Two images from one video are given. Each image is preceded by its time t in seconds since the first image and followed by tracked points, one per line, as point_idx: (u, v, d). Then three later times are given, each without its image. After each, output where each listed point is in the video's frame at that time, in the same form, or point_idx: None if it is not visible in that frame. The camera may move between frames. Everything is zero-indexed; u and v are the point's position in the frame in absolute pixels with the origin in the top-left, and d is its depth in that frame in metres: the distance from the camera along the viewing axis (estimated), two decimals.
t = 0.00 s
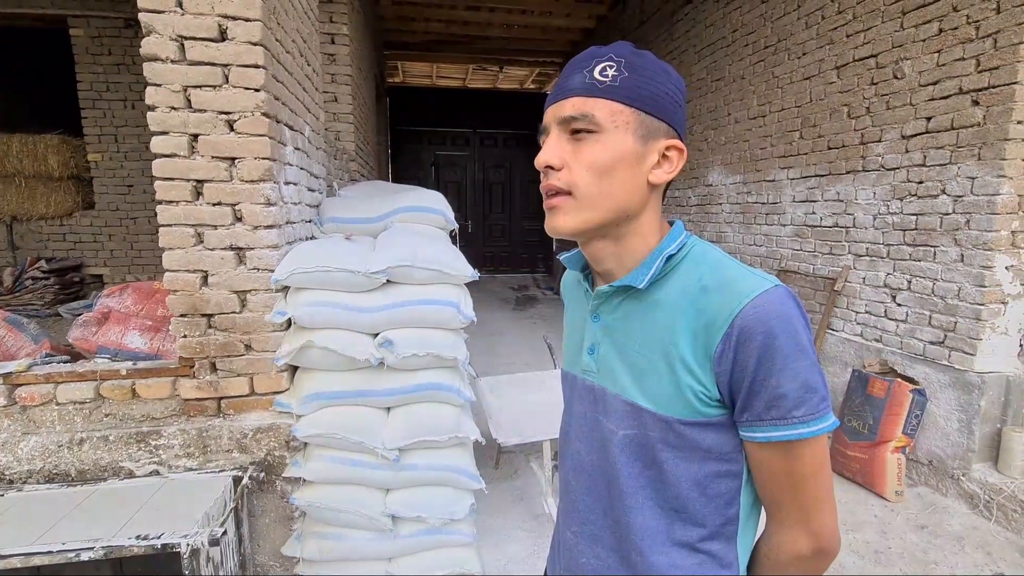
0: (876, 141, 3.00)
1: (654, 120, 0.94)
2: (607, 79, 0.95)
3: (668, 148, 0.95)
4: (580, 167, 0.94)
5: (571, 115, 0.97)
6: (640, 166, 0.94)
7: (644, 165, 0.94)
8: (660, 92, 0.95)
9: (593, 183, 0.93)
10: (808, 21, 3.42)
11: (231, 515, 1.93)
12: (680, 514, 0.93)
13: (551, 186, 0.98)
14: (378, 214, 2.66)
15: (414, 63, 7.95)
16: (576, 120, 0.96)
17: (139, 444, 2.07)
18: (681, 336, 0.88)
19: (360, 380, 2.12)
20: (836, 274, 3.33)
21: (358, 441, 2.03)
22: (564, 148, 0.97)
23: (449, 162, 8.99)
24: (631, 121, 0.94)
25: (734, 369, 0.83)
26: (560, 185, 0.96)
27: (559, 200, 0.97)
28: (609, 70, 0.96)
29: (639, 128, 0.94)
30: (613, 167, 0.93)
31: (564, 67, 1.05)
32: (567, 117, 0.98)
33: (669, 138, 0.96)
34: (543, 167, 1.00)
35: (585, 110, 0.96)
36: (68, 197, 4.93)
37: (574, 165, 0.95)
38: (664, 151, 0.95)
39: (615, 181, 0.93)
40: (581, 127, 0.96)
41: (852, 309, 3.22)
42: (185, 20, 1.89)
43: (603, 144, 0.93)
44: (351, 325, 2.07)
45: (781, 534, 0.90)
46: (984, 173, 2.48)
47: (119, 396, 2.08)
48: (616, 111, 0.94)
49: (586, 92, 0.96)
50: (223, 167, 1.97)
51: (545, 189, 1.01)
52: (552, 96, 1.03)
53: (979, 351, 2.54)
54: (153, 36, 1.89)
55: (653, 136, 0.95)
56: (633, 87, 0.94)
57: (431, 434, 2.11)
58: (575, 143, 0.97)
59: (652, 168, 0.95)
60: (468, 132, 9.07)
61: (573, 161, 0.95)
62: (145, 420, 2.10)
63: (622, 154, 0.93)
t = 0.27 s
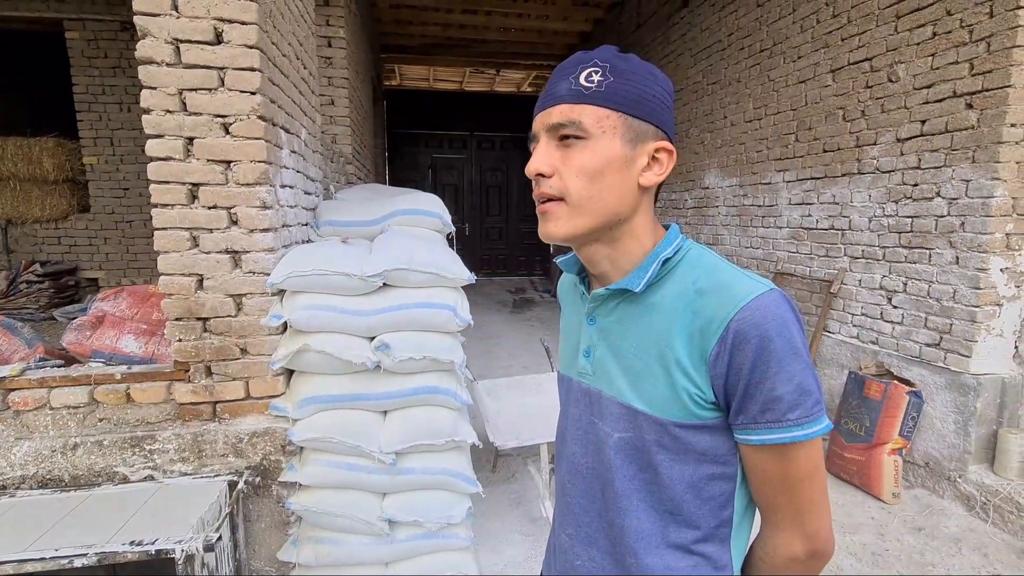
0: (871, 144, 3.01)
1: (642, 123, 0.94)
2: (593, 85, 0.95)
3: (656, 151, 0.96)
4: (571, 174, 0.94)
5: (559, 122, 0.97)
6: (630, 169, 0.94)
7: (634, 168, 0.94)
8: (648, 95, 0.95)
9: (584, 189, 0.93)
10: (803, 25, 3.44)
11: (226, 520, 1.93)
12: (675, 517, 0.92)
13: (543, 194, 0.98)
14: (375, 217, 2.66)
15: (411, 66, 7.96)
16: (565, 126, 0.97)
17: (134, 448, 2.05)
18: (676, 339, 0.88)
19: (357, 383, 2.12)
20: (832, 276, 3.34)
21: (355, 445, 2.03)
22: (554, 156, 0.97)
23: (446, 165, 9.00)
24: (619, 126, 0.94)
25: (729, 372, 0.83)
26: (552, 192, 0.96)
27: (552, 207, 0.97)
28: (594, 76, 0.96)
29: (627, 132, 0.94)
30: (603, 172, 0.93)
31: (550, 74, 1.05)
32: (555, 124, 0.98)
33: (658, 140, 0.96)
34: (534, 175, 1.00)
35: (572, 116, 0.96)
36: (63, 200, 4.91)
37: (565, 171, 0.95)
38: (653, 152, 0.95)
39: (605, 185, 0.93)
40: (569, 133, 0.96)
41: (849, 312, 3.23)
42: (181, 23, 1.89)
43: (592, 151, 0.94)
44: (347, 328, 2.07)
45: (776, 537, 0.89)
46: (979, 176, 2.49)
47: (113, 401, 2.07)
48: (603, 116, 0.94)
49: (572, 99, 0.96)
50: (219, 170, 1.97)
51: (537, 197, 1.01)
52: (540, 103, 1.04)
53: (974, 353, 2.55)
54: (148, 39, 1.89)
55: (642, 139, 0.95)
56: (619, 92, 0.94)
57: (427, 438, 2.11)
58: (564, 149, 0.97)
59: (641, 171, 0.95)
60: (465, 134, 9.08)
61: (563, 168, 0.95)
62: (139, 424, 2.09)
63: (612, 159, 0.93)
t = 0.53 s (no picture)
0: (865, 147, 3.03)
1: (626, 132, 0.95)
2: (579, 94, 0.96)
3: (641, 158, 0.96)
4: (557, 179, 0.95)
5: (546, 130, 0.97)
6: (614, 176, 0.95)
7: (618, 175, 0.95)
8: (632, 105, 0.95)
9: (570, 194, 0.94)
10: (798, 28, 3.46)
11: (221, 524, 1.93)
12: (658, 512, 0.93)
13: (530, 198, 0.99)
14: (371, 220, 2.66)
15: (407, 68, 7.97)
16: (552, 133, 0.97)
17: (128, 453, 2.04)
18: (658, 340, 0.89)
19: (353, 387, 2.12)
20: (827, 278, 3.36)
21: (352, 448, 2.02)
22: (541, 162, 0.98)
23: (443, 167, 9.00)
24: (604, 134, 0.94)
25: (708, 373, 0.84)
26: (539, 196, 0.97)
27: (538, 211, 0.98)
28: (581, 85, 0.97)
29: (612, 140, 0.95)
30: (588, 178, 0.93)
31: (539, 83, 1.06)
32: (542, 131, 0.98)
33: (642, 148, 0.97)
34: (521, 181, 1.00)
35: (559, 124, 0.96)
36: (58, 203, 4.89)
37: (551, 177, 0.96)
38: (637, 160, 0.96)
39: (590, 191, 0.94)
40: (555, 140, 0.97)
41: (843, 314, 3.24)
42: (177, 27, 1.89)
43: (577, 158, 0.94)
44: (344, 331, 2.07)
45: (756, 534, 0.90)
46: (971, 179, 2.51)
47: (107, 405, 2.06)
48: (588, 124, 0.94)
49: (559, 107, 0.97)
50: (215, 173, 1.97)
51: (524, 201, 1.02)
52: (528, 111, 1.04)
53: (967, 355, 2.57)
54: (144, 43, 1.88)
55: (626, 147, 0.95)
56: (604, 101, 0.94)
57: (424, 441, 2.11)
58: (551, 155, 0.97)
59: (625, 177, 0.96)
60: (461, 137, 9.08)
61: (549, 173, 0.96)
62: (134, 428, 2.08)
63: (596, 166, 0.94)
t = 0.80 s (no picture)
0: (860, 149, 3.05)
1: (606, 137, 0.95)
2: (561, 102, 0.96)
3: (620, 162, 0.97)
4: (539, 181, 0.95)
5: (529, 135, 0.98)
6: (593, 179, 0.95)
7: (597, 178, 0.95)
8: (613, 112, 0.96)
9: (551, 195, 0.94)
10: (793, 32, 3.48)
11: (217, 528, 1.92)
12: (636, 502, 0.93)
13: (513, 199, 0.99)
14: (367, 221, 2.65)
15: (404, 70, 7.97)
16: (534, 138, 0.97)
17: (123, 456, 2.03)
18: (631, 335, 0.89)
19: (349, 389, 2.11)
20: (823, 280, 3.37)
21: (348, 451, 2.01)
22: (524, 165, 0.98)
23: (440, 169, 8.99)
24: (585, 140, 0.95)
25: (677, 365, 0.84)
26: (522, 198, 0.97)
27: (521, 212, 0.98)
28: (563, 93, 0.97)
29: (592, 145, 0.95)
30: (567, 182, 0.94)
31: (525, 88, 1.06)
32: (525, 135, 0.99)
33: (622, 153, 0.97)
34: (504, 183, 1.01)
35: (541, 129, 0.97)
36: (52, 204, 4.86)
37: (532, 180, 0.96)
38: (617, 164, 0.97)
39: (570, 194, 0.94)
40: (537, 145, 0.97)
41: (839, 316, 3.25)
42: (172, 28, 1.88)
43: (559, 162, 0.95)
44: (340, 333, 2.06)
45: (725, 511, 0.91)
46: (965, 182, 2.53)
47: (101, 408, 2.04)
48: (569, 130, 0.95)
49: (542, 113, 0.97)
50: (210, 175, 1.96)
51: (508, 202, 1.02)
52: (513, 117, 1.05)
53: (962, 356, 2.58)
54: (139, 44, 1.88)
55: (606, 151, 0.96)
56: (585, 108, 0.95)
57: (420, 443, 2.10)
58: (532, 160, 0.98)
59: (604, 180, 0.96)
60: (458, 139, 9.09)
61: (532, 176, 0.96)
62: (128, 431, 2.07)
63: (577, 169, 0.94)
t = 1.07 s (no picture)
0: (855, 153, 3.06)
1: (592, 151, 0.96)
2: (547, 119, 0.96)
3: (604, 172, 0.97)
4: (530, 194, 0.95)
5: (517, 152, 0.97)
6: (581, 190, 0.95)
7: (585, 188, 0.95)
8: (599, 125, 0.96)
9: (542, 208, 0.94)
10: (789, 36, 3.50)
11: (211, 533, 1.87)
12: (636, 493, 0.93)
13: (505, 212, 0.99)
14: (363, 224, 2.64)
15: (401, 73, 7.97)
16: (524, 154, 0.97)
17: (116, 460, 2.01)
18: (631, 328, 0.90)
19: (346, 393, 2.09)
20: (819, 283, 3.38)
21: (345, 455, 2.00)
22: (514, 180, 0.98)
23: (437, 171, 8.99)
24: (572, 154, 0.95)
25: (678, 355, 0.84)
26: (513, 211, 0.97)
27: (513, 225, 0.97)
28: (548, 110, 0.97)
29: (578, 158, 0.95)
30: (557, 194, 0.94)
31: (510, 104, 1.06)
32: (514, 151, 0.98)
33: (606, 163, 0.98)
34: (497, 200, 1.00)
35: (529, 145, 0.96)
36: (46, 206, 4.83)
37: (523, 195, 0.95)
38: (602, 175, 0.97)
39: (561, 206, 0.94)
40: (526, 160, 0.97)
41: (835, 318, 3.26)
42: (168, 30, 1.87)
43: (548, 176, 0.94)
44: (337, 337, 2.05)
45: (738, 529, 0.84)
46: (959, 185, 2.54)
47: (95, 412, 2.02)
48: (556, 145, 0.94)
49: (529, 130, 0.97)
50: (206, 177, 1.95)
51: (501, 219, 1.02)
52: (500, 136, 1.04)
53: (957, 358, 2.59)
54: (134, 45, 1.87)
55: (592, 163, 0.96)
56: (571, 124, 0.94)
57: (418, 447, 2.09)
58: (522, 175, 0.97)
59: (591, 190, 0.96)
60: (455, 141, 9.09)
61: (522, 190, 0.96)
62: (122, 436, 2.05)
63: (566, 182, 0.94)
